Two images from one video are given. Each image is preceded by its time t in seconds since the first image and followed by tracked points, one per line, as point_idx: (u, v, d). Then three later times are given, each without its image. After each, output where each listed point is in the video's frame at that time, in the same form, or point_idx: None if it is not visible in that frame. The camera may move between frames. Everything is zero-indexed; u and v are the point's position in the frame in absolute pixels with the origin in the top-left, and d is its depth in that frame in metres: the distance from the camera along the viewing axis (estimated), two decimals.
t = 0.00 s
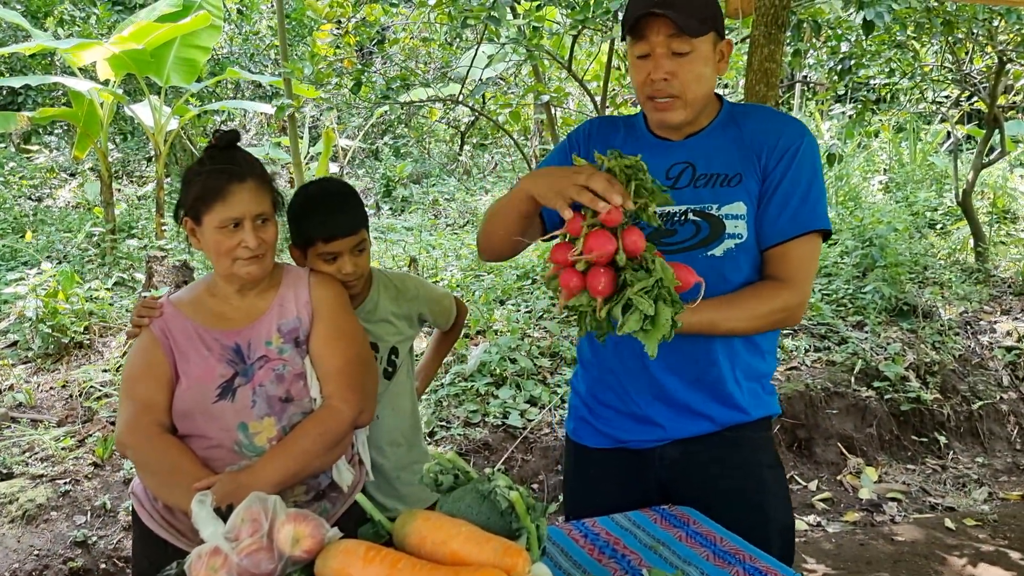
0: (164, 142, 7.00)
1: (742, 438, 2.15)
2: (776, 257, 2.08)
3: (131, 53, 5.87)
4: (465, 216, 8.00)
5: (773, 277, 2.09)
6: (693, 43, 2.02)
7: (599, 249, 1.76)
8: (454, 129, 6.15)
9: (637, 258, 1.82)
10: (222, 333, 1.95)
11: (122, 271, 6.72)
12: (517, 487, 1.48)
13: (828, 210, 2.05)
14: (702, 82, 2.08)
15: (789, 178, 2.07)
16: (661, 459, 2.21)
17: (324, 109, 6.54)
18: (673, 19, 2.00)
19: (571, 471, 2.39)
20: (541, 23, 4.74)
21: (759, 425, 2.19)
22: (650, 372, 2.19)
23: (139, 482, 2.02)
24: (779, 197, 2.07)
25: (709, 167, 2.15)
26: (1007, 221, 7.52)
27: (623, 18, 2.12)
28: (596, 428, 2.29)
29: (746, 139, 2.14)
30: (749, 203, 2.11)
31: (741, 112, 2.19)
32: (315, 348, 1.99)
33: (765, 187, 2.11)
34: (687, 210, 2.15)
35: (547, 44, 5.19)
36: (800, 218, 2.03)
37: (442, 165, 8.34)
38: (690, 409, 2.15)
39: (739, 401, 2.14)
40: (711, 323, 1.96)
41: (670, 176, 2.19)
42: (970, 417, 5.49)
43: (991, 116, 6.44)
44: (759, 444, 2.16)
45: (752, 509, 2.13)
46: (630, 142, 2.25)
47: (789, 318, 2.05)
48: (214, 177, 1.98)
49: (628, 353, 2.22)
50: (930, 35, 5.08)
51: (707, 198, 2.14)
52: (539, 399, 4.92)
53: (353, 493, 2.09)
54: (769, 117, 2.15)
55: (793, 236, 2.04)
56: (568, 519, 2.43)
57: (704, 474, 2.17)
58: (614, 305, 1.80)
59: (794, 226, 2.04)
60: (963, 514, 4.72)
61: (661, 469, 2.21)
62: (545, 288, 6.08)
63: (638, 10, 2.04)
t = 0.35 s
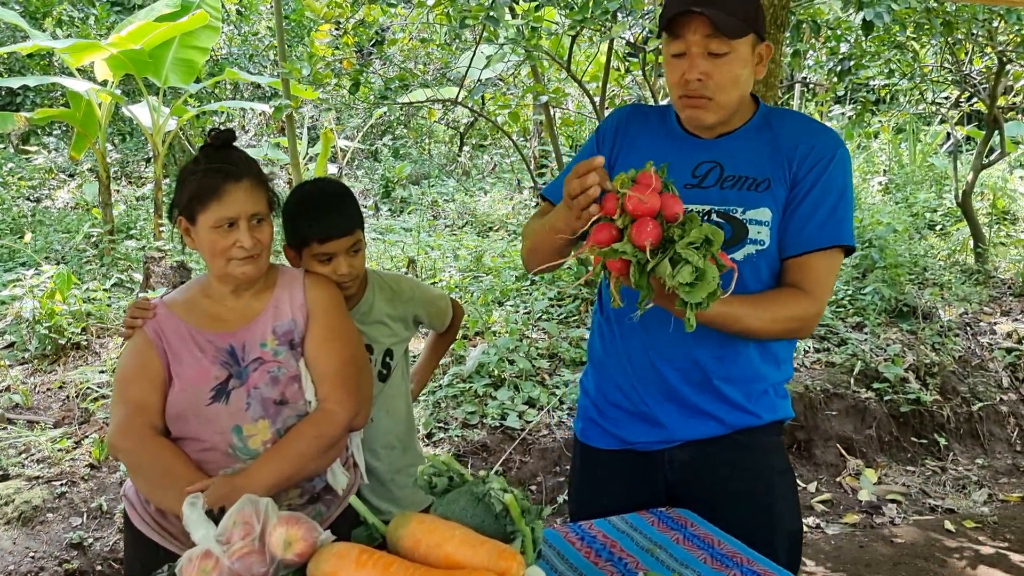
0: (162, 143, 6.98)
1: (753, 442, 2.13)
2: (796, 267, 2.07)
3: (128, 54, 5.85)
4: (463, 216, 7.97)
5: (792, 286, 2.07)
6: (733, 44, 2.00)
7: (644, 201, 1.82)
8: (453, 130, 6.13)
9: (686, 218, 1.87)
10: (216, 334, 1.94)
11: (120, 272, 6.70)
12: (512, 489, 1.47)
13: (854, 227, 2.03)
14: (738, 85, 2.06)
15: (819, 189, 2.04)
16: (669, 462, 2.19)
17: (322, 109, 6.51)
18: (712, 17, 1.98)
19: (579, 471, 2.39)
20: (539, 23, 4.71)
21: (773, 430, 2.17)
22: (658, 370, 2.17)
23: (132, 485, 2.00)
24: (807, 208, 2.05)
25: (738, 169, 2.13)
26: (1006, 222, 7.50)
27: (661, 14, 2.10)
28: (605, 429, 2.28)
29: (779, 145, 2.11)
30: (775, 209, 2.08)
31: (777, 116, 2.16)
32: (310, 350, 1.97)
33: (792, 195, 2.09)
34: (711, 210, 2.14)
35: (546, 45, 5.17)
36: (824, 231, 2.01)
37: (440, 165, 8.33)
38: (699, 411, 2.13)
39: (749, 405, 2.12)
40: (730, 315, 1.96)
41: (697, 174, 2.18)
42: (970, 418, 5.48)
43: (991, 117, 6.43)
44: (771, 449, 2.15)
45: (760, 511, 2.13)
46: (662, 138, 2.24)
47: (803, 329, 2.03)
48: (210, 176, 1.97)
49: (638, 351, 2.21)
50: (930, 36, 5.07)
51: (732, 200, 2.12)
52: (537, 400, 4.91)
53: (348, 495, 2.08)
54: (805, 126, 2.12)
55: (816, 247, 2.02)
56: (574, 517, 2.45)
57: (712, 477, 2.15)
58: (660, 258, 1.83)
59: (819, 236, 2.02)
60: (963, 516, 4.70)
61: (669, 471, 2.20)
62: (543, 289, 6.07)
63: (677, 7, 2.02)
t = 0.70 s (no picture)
0: (159, 143, 6.97)
1: (763, 444, 2.13)
2: (818, 269, 2.07)
3: (126, 53, 5.83)
4: (461, 216, 7.96)
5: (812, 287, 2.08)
6: (742, 39, 1.99)
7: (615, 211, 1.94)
8: (451, 129, 6.12)
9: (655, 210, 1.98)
10: (210, 334, 1.93)
11: (117, 272, 6.70)
12: (504, 488, 1.46)
13: (878, 231, 2.02)
14: (753, 81, 2.04)
15: (842, 193, 2.04)
16: (677, 461, 2.20)
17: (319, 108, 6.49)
18: (714, 14, 1.99)
19: (586, 469, 2.38)
20: (537, 22, 4.69)
21: (788, 431, 2.16)
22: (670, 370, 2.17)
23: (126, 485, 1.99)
24: (829, 212, 2.04)
25: (758, 168, 2.13)
26: (1004, 221, 7.50)
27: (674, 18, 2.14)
28: (614, 426, 2.28)
29: (803, 145, 2.10)
30: (796, 212, 2.08)
31: (803, 115, 2.14)
32: (305, 350, 1.97)
33: (815, 197, 2.08)
34: (730, 209, 2.14)
35: (544, 44, 5.16)
36: (847, 234, 2.01)
37: (438, 165, 8.33)
38: (710, 411, 2.14)
39: (760, 407, 2.12)
40: (749, 313, 1.95)
41: (716, 172, 2.17)
42: (969, 417, 5.47)
43: (989, 116, 6.43)
44: (780, 451, 2.13)
45: (765, 515, 2.11)
46: (683, 134, 2.24)
47: (825, 331, 2.03)
48: (204, 174, 1.96)
49: (649, 351, 2.22)
50: (929, 34, 5.05)
51: (752, 200, 2.11)
52: (534, 399, 4.91)
53: (342, 495, 2.07)
54: (831, 126, 2.10)
55: (840, 251, 2.03)
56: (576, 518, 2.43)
57: (720, 478, 2.15)
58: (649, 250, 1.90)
59: (841, 239, 2.02)
60: (960, 515, 4.69)
61: (676, 470, 2.21)
62: (541, 288, 6.07)
63: (685, 9, 2.05)
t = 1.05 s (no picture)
0: (155, 143, 6.94)
1: (775, 444, 2.13)
2: (832, 276, 2.07)
3: (122, 53, 5.81)
4: (458, 216, 7.94)
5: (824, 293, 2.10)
6: (752, 44, 1.99)
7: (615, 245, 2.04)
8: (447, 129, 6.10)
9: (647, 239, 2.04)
10: (208, 334, 1.93)
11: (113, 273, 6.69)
12: (501, 487, 1.46)
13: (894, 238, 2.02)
14: (763, 86, 2.04)
15: (855, 201, 2.04)
16: (686, 459, 2.20)
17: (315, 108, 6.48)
18: (724, 19, 1.99)
19: (595, 466, 2.38)
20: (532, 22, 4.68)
21: (799, 431, 2.15)
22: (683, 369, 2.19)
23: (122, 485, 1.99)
24: (841, 220, 2.05)
25: (770, 174, 2.13)
26: (998, 221, 7.52)
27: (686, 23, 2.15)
28: (625, 423, 2.30)
29: (816, 151, 2.10)
30: (809, 219, 2.09)
31: (818, 119, 2.12)
32: (303, 351, 1.96)
33: (828, 204, 2.09)
34: (742, 215, 2.14)
35: (539, 44, 5.15)
36: (862, 241, 2.01)
37: (434, 165, 8.32)
38: (721, 411, 2.14)
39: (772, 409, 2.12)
40: (751, 324, 1.97)
41: (728, 177, 2.17)
42: (965, 417, 5.49)
43: (984, 116, 6.45)
44: (792, 452, 2.13)
45: (773, 517, 2.11)
46: (696, 139, 2.24)
47: (840, 339, 2.03)
48: (202, 175, 1.95)
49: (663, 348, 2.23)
50: (924, 34, 5.06)
51: (764, 206, 2.12)
52: (531, 399, 4.91)
53: (339, 497, 2.07)
54: (846, 131, 2.09)
55: (854, 259, 2.03)
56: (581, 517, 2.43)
57: (729, 477, 2.15)
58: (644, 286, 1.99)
59: (856, 247, 2.02)
60: (956, 514, 4.71)
61: (686, 470, 2.21)
62: (537, 288, 6.06)
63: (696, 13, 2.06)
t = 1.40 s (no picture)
0: (152, 143, 6.92)
1: (756, 442, 2.14)
2: (796, 265, 2.02)
3: (120, 53, 5.78)
4: (456, 216, 7.93)
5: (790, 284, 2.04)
6: (698, 53, 1.92)
7: (563, 283, 2.00)
8: (446, 130, 6.10)
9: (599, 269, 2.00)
10: (212, 336, 1.93)
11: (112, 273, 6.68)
12: (509, 488, 1.47)
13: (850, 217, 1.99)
14: (709, 93, 1.98)
15: (813, 186, 1.99)
16: (673, 464, 2.18)
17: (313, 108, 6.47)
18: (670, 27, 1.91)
19: (577, 475, 2.35)
20: (532, 23, 4.68)
21: (775, 427, 2.17)
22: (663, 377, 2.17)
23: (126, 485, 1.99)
24: (801, 209, 1.99)
25: (725, 172, 2.06)
26: (995, 221, 7.55)
27: (629, 24, 2.05)
28: (606, 432, 2.26)
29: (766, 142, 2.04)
30: (769, 211, 2.03)
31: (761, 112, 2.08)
32: (307, 352, 1.96)
33: (785, 193, 2.04)
34: (704, 217, 2.06)
35: (539, 44, 5.15)
36: (822, 225, 1.97)
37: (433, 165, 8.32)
38: (705, 413, 2.13)
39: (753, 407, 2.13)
40: (727, 325, 1.92)
41: (684, 180, 2.09)
42: (962, 417, 5.51)
43: (981, 116, 6.48)
44: (772, 449, 2.15)
45: (766, 512, 2.12)
46: (643, 145, 2.15)
47: (809, 326, 1.99)
48: (206, 177, 1.95)
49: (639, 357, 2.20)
50: (922, 35, 5.06)
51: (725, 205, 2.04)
52: (530, 400, 4.91)
53: (344, 498, 2.07)
54: (791, 119, 2.05)
55: (816, 244, 1.98)
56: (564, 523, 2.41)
57: (717, 477, 2.15)
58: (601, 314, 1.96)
59: (817, 231, 1.97)
60: (955, 514, 4.72)
61: (673, 475, 2.19)
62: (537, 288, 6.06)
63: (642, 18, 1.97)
